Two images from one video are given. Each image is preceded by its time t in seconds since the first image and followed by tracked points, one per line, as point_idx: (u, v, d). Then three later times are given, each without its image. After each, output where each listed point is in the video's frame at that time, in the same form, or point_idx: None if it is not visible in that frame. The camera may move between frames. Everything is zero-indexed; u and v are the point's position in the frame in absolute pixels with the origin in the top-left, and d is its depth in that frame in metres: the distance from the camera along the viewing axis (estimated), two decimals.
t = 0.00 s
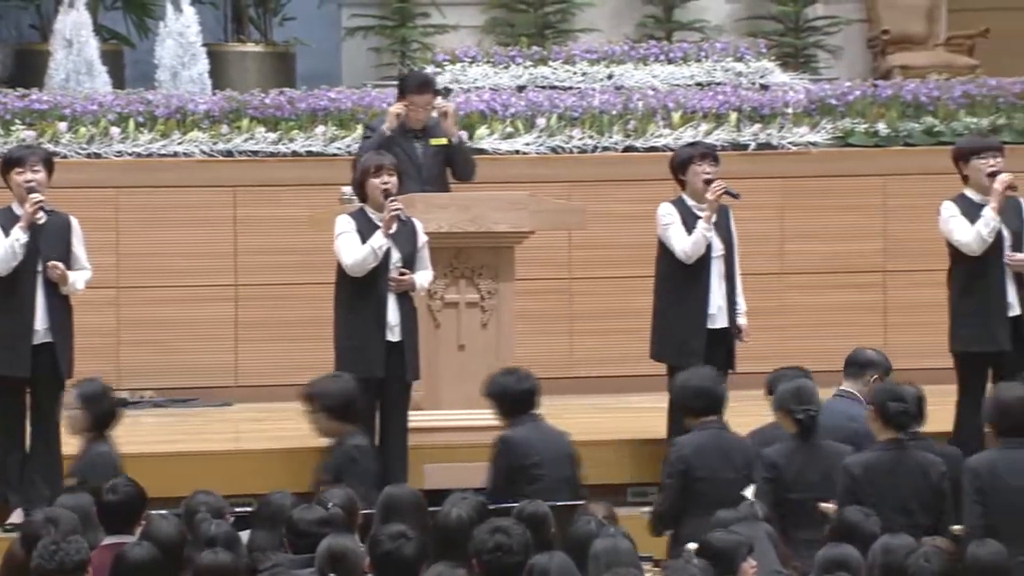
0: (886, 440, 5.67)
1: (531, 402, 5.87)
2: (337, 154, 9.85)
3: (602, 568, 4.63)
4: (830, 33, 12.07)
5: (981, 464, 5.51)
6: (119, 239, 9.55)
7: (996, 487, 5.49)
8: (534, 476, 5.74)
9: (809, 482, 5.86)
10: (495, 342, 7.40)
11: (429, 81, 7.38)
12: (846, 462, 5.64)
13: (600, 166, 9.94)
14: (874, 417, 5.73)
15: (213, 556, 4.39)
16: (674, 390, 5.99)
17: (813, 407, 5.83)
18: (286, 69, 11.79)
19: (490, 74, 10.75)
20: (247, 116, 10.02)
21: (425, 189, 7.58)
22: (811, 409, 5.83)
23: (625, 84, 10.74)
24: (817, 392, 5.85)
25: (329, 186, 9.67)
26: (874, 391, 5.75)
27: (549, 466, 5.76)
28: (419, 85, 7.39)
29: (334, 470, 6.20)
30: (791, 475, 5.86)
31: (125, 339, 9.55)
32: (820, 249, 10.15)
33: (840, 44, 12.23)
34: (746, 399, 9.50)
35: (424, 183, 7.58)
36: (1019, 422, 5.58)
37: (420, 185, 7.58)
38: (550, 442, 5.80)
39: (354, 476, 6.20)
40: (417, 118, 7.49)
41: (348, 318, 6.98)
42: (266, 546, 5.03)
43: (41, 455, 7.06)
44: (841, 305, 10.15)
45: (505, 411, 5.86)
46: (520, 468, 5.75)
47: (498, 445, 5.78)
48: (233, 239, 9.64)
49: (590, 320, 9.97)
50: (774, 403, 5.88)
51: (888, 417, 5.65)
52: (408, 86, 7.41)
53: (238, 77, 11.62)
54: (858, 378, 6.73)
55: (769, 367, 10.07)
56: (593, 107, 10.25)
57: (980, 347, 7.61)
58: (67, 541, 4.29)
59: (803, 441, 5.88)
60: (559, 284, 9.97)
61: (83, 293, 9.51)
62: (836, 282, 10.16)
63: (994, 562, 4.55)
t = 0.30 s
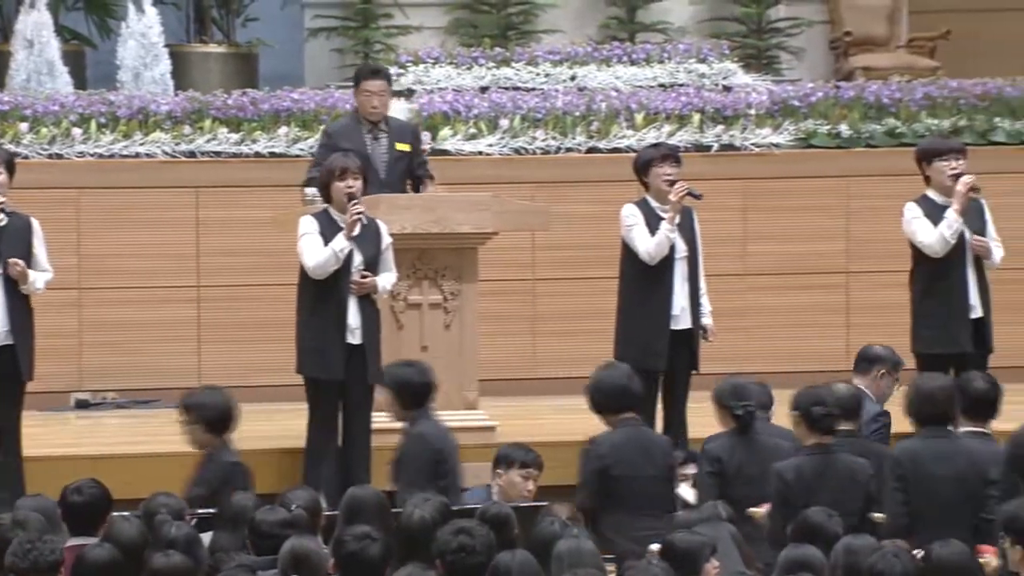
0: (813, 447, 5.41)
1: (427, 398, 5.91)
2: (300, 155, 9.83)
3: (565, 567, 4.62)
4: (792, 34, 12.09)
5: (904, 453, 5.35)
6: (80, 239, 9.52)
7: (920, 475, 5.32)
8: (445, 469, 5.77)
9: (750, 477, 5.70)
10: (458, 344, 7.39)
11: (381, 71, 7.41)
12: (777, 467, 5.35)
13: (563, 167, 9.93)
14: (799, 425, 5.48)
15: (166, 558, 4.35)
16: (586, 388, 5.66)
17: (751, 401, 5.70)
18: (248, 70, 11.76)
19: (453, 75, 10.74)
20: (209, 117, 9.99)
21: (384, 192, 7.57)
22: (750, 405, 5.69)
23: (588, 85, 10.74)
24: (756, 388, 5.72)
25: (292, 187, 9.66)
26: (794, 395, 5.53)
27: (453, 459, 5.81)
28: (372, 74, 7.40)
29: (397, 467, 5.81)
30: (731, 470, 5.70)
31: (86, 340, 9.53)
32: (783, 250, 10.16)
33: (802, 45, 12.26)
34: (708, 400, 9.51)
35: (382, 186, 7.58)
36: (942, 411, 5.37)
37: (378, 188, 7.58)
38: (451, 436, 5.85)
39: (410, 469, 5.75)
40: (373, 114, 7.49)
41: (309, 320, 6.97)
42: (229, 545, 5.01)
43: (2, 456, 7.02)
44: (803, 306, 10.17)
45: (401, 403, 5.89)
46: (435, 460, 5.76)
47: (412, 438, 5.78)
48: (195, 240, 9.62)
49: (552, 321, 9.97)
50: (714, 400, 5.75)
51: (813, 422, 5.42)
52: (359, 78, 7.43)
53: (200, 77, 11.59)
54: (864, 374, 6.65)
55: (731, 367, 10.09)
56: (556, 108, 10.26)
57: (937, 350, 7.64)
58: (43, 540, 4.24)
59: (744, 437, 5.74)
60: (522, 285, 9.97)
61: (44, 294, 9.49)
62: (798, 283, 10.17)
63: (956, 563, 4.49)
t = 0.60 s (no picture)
0: (743, 434, 5.55)
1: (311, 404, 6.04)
2: (263, 156, 9.82)
3: (528, 568, 4.61)
4: (756, 36, 12.11)
5: (824, 460, 5.23)
6: (42, 241, 9.50)
7: (842, 482, 5.21)
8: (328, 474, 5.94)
9: (676, 475, 5.73)
10: (421, 346, 7.35)
11: (339, 69, 7.41)
12: (702, 458, 5.50)
13: (526, 168, 9.92)
14: (731, 415, 5.63)
15: (131, 559, 4.34)
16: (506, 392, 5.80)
17: (674, 400, 5.79)
18: (210, 71, 11.74)
19: (416, 77, 10.74)
20: (172, 118, 9.97)
21: (344, 193, 7.56)
22: (673, 404, 5.77)
23: (551, 86, 10.75)
24: (678, 387, 5.81)
25: (256, 188, 9.64)
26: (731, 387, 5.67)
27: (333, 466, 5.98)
28: (330, 72, 7.40)
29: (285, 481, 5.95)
30: (657, 470, 5.72)
31: (48, 342, 9.50)
32: (746, 252, 10.17)
33: (765, 47, 12.29)
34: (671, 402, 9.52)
35: (343, 186, 7.57)
36: (859, 417, 5.31)
37: (338, 189, 7.57)
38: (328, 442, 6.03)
39: (298, 477, 5.90)
40: (333, 112, 7.49)
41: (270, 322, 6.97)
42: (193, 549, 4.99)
43: None
44: (765, 308, 10.19)
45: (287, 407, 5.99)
46: (319, 464, 5.92)
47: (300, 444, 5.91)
48: (157, 242, 9.60)
49: (516, 323, 9.97)
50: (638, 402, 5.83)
51: (745, 411, 5.55)
52: (317, 76, 7.43)
53: (163, 80, 11.56)
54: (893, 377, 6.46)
55: (695, 369, 10.11)
56: (520, 109, 10.25)
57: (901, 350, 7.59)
58: None
59: (667, 437, 5.78)
60: (485, 287, 9.97)
61: (6, 296, 9.46)
62: (761, 285, 10.19)
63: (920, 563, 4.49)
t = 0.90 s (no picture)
0: (680, 442, 5.65)
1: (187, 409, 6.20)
2: (224, 158, 9.79)
3: (491, 570, 4.61)
4: (717, 38, 12.12)
5: (744, 448, 5.58)
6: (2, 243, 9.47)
7: (761, 471, 5.57)
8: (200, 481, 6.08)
9: (604, 478, 5.76)
10: (383, 348, 7.35)
11: (299, 71, 7.41)
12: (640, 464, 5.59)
13: (488, 170, 9.93)
14: (666, 419, 5.70)
15: (98, 562, 4.35)
16: (412, 389, 5.81)
17: (603, 402, 5.75)
18: (171, 73, 11.71)
19: (378, 79, 10.73)
20: (133, 120, 9.94)
21: (305, 195, 7.55)
22: (602, 406, 5.74)
23: (513, 88, 10.75)
24: (606, 388, 5.77)
25: (219, 190, 9.63)
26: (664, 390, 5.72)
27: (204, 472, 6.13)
28: (292, 75, 7.40)
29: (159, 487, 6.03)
30: (584, 472, 5.75)
31: (9, 345, 9.48)
32: (708, 254, 10.19)
33: (727, 49, 12.30)
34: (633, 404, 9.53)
35: (304, 189, 7.56)
36: (780, 405, 5.68)
37: (299, 192, 7.56)
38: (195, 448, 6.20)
39: (175, 481, 6.00)
40: (294, 117, 7.47)
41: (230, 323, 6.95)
42: (154, 552, 4.98)
43: None
44: (727, 310, 10.21)
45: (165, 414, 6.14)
46: (195, 471, 6.05)
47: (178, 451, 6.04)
48: (119, 243, 9.58)
49: (478, 325, 9.97)
50: (566, 403, 5.80)
51: (683, 417, 5.62)
52: (277, 78, 7.43)
53: (124, 81, 11.51)
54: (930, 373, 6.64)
55: (656, 371, 10.12)
56: (482, 111, 10.25)
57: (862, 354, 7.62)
58: None
59: (597, 439, 5.79)
60: (448, 289, 9.97)
61: None
62: (723, 287, 10.21)
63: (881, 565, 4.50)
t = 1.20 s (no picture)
0: (614, 434, 5.83)
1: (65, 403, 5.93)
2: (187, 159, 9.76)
3: (454, 571, 4.61)
4: (680, 40, 12.15)
5: (673, 455, 5.54)
6: None
7: (689, 472, 5.53)
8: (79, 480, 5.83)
9: (533, 471, 5.77)
10: (346, 350, 7.32)
11: (262, 71, 7.40)
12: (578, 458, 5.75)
13: (451, 172, 9.92)
14: (598, 414, 5.89)
15: (64, 564, 4.33)
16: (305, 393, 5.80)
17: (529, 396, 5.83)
18: (133, 73, 11.70)
19: (341, 79, 10.71)
20: (95, 120, 9.91)
21: (268, 194, 7.55)
22: (528, 400, 5.82)
23: (476, 90, 10.75)
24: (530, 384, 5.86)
25: (182, 191, 9.61)
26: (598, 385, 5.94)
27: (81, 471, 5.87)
28: (253, 75, 7.38)
29: (41, 489, 5.77)
30: (517, 467, 5.76)
31: None
32: (670, 255, 10.20)
33: (690, 50, 12.33)
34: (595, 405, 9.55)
35: (267, 188, 7.56)
36: (711, 411, 5.60)
37: (263, 190, 7.56)
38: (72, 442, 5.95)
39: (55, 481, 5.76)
40: (256, 118, 7.46)
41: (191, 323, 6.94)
42: (116, 554, 4.96)
43: None
44: (689, 311, 10.23)
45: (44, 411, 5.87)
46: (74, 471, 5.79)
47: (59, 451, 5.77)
48: (80, 244, 9.55)
49: (441, 326, 9.97)
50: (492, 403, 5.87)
51: (616, 411, 5.83)
52: (240, 78, 7.42)
53: (84, 81, 11.52)
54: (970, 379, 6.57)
55: (618, 372, 10.14)
56: (445, 113, 10.23)
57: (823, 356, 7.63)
58: None
59: (524, 434, 5.83)
60: (411, 290, 9.96)
61: None
62: (685, 288, 10.23)
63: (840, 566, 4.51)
